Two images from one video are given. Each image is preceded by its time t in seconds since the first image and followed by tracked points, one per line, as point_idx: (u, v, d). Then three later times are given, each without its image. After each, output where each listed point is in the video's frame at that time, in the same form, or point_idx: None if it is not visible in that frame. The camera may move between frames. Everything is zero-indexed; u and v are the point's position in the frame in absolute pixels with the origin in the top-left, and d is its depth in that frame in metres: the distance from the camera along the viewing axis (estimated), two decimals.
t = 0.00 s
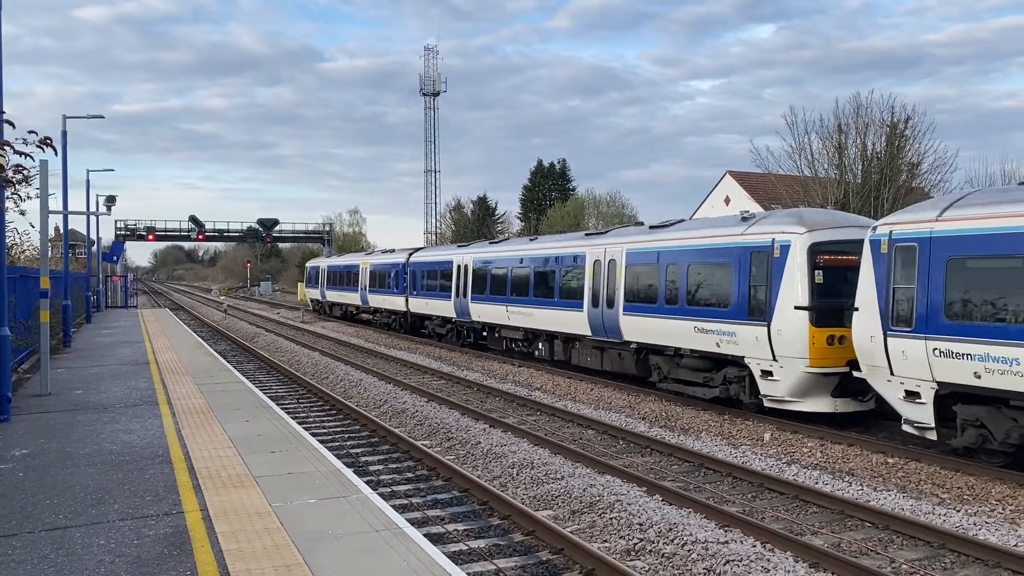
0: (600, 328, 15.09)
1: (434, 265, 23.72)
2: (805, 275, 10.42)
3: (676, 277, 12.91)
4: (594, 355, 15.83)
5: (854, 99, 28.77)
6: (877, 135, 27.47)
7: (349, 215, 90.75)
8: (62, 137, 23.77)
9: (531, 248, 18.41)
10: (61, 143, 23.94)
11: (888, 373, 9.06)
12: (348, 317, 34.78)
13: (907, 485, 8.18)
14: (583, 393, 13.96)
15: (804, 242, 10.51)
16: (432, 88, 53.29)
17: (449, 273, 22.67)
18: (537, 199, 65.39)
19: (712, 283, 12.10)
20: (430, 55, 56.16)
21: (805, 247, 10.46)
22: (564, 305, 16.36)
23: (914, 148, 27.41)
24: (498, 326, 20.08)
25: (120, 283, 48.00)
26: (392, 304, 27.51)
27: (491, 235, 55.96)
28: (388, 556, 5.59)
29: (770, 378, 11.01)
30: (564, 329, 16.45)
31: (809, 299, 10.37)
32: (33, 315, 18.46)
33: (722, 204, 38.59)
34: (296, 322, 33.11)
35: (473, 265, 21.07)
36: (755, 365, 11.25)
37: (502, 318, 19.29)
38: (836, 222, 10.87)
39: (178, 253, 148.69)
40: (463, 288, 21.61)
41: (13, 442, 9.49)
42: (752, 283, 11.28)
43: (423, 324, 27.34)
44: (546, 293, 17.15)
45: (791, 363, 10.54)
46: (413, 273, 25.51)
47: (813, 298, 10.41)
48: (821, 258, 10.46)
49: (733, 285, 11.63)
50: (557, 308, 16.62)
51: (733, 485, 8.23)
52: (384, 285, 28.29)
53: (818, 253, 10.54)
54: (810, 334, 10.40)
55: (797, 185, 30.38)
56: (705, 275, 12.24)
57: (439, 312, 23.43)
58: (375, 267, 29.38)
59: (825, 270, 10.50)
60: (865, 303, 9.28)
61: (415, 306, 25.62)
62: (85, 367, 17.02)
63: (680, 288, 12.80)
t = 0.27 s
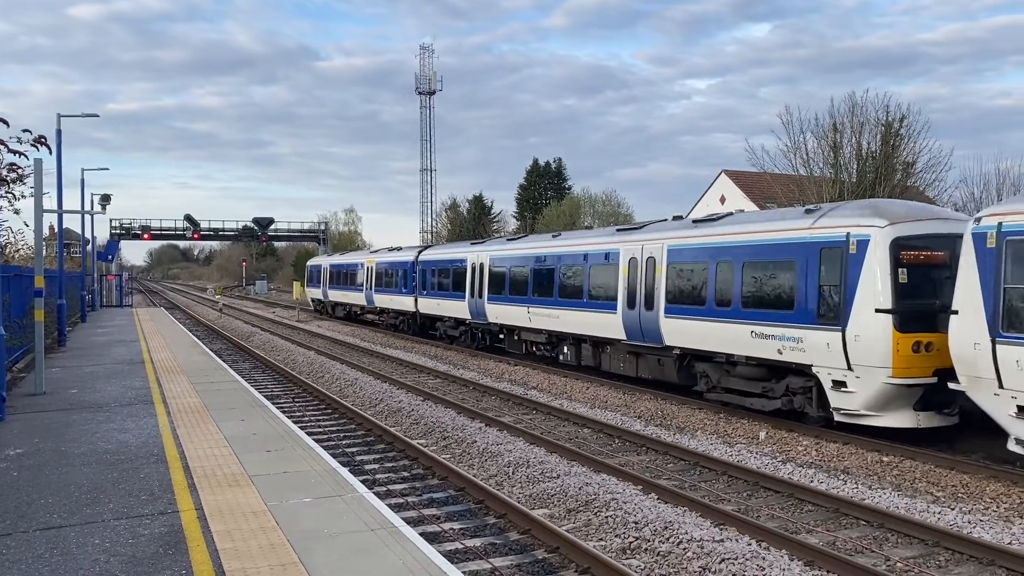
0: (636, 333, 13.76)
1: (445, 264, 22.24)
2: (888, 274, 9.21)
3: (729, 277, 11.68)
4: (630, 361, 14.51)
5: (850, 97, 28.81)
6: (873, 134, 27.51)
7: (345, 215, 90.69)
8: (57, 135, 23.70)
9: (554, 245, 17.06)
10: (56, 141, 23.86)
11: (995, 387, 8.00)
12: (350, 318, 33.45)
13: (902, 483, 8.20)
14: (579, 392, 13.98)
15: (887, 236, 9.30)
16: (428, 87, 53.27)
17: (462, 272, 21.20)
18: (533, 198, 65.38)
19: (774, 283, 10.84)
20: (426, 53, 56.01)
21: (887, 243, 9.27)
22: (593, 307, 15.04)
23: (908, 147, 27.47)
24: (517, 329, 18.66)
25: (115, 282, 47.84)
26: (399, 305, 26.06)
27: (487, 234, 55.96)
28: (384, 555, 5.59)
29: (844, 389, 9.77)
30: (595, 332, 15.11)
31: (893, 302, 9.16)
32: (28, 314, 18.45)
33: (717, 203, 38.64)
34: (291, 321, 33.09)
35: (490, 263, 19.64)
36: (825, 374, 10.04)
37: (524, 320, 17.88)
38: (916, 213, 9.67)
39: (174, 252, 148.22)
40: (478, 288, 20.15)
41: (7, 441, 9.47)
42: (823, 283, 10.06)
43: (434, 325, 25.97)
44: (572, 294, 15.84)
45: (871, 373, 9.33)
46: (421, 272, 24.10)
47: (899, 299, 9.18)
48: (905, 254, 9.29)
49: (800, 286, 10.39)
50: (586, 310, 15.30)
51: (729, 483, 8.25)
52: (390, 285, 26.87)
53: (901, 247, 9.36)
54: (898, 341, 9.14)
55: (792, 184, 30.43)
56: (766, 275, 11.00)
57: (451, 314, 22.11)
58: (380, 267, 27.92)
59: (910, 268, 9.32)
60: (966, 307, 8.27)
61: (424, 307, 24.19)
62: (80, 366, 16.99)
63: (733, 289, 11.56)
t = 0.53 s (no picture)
0: (682, 337, 12.50)
1: (460, 262, 21.06)
2: (994, 273, 7.91)
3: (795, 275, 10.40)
4: (671, 367, 13.24)
5: (845, 96, 28.82)
6: (868, 133, 27.53)
7: (341, 213, 90.58)
8: (51, 134, 23.62)
9: (582, 241, 15.82)
10: (50, 140, 23.78)
11: None
12: (353, 318, 32.19)
13: (896, 481, 8.23)
14: (575, 390, 13.99)
15: (991, 228, 8.01)
16: (424, 85, 53.22)
17: (479, 271, 20.04)
18: (529, 197, 65.37)
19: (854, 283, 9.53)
20: (421, 52, 55.93)
21: (990, 237, 7.97)
22: (630, 309, 13.76)
23: (904, 146, 27.48)
24: (541, 332, 17.35)
25: (110, 281, 47.66)
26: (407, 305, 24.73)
27: (483, 233, 55.95)
28: (379, 554, 5.58)
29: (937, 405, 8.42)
30: (633, 337, 13.82)
31: (1001, 304, 7.85)
32: (22, 313, 18.39)
33: (713, 202, 38.67)
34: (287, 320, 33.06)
35: (508, 262, 18.53)
36: (914, 386, 8.68)
37: (548, 323, 16.63)
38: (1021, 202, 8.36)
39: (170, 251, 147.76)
40: (496, 288, 19.01)
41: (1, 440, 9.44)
42: (911, 283, 8.74)
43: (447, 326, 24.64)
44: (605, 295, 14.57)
45: (971, 386, 7.99)
46: (432, 271, 22.80)
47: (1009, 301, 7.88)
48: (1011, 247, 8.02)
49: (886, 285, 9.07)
50: (622, 311, 14.02)
51: (724, 482, 8.26)
52: (399, 284, 25.55)
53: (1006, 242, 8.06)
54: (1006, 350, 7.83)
55: (788, 183, 30.45)
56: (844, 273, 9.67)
57: (466, 315, 20.90)
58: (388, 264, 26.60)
59: (1018, 266, 8.06)
60: None
61: (435, 307, 22.89)
62: (75, 365, 16.96)
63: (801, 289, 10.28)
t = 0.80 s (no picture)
0: (737, 343, 11.31)
1: (477, 261, 19.85)
2: None
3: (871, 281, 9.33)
4: (719, 376, 12.10)
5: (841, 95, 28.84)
6: (864, 132, 27.57)
7: (337, 212, 90.46)
8: (46, 132, 23.56)
9: (615, 238, 14.59)
10: (45, 138, 23.72)
11: None
12: (358, 318, 30.97)
13: (892, 480, 8.25)
14: (571, 389, 13.99)
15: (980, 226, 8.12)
16: (420, 84, 53.17)
17: (498, 270, 18.79)
18: (525, 195, 65.36)
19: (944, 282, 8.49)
20: (417, 51, 55.81)
21: None
22: (675, 310, 12.58)
23: (900, 144, 27.52)
24: (568, 335, 16.10)
25: (105, 279, 47.51)
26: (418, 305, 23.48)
27: (479, 232, 55.94)
28: (375, 553, 5.58)
29: None
30: (677, 342, 12.63)
31: None
32: (17, 312, 18.35)
33: (709, 201, 38.71)
34: (283, 319, 33.04)
35: (530, 263, 17.32)
36: None
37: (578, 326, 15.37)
38: None
39: (165, 249, 147.41)
40: (517, 289, 17.80)
41: None
42: (897, 281, 8.99)
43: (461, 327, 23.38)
44: (645, 295, 13.36)
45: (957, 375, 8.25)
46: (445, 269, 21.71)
47: None
48: None
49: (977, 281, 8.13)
50: (665, 314, 12.82)
51: (720, 480, 8.28)
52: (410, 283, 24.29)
53: None
54: None
55: (784, 182, 30.49)
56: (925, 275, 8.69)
57: (483, 316, 19.67)
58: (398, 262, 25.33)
59: None
60: None
61: (449, 307, 21.64)
62: (70, 364, 16.91)
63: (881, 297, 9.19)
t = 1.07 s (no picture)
0: (805, 350, 10.21)
1: (494, 258, 18.71)
2: None
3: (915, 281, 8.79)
4: (779, 385, 11.06)
5: (837, 94, 28.88)
6: (860, 130, 27.61)
7: (334, 210, 90.39)
8: (42, 130, 23.50)
9: (652, 233, 13.43)
10: (41, 136, 23.66)
11: None
12: (363, 318, 30.00)
13: (887, 478, 8.27)
14: (568, 387, 14.00)
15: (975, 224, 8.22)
16: (416, 82, 53.11)
17: (518, 268, 17.64)
18: (522, 193, 65.36)
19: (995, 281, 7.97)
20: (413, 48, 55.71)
21: None
22: (729, 313, 11.44)
23: (895, 143, 27.57)
24: (598, 338, 14.94)
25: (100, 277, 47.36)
26: (430, 306, 22.32)
27: (475, 230, 55.94)
28: (371, 551, 5.57)
29: None
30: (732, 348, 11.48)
31: None
32: (12, 310, 18.32)
33: (705, 199, 38.77)
34: (279, 317, 33.01)
35: (554, 260, 16.21)
36: None
37: (612, 329, 14.14)
38: None
39: (161, 247, 147.27)
40: (540, 288, 16.65)
41: None
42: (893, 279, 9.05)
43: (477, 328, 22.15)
44: (693, 297, 12.19)
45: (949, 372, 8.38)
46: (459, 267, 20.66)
47: None
48: None
49: None
50: (718, 318, 11.66)
51: (716, 478, 8.29)
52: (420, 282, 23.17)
53: None
54: None
55: (780, 181, 30.53)
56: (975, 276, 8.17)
57: (500, 317, 18.53)
58: (407, 261, 24.20)
59: None
60: None
61: (464, 307, 20.50)
62: (65, 362, 16.88)
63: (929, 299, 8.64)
